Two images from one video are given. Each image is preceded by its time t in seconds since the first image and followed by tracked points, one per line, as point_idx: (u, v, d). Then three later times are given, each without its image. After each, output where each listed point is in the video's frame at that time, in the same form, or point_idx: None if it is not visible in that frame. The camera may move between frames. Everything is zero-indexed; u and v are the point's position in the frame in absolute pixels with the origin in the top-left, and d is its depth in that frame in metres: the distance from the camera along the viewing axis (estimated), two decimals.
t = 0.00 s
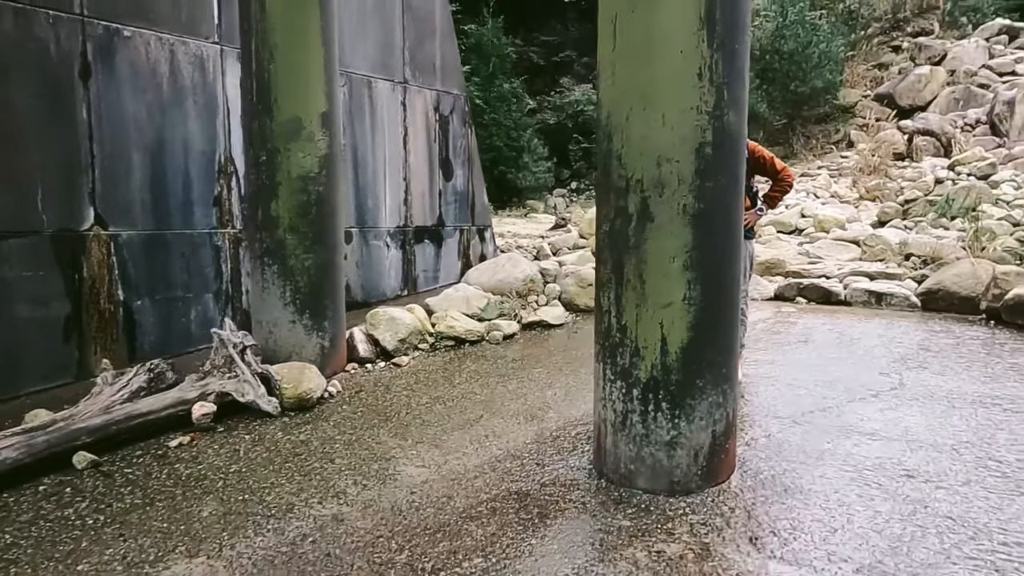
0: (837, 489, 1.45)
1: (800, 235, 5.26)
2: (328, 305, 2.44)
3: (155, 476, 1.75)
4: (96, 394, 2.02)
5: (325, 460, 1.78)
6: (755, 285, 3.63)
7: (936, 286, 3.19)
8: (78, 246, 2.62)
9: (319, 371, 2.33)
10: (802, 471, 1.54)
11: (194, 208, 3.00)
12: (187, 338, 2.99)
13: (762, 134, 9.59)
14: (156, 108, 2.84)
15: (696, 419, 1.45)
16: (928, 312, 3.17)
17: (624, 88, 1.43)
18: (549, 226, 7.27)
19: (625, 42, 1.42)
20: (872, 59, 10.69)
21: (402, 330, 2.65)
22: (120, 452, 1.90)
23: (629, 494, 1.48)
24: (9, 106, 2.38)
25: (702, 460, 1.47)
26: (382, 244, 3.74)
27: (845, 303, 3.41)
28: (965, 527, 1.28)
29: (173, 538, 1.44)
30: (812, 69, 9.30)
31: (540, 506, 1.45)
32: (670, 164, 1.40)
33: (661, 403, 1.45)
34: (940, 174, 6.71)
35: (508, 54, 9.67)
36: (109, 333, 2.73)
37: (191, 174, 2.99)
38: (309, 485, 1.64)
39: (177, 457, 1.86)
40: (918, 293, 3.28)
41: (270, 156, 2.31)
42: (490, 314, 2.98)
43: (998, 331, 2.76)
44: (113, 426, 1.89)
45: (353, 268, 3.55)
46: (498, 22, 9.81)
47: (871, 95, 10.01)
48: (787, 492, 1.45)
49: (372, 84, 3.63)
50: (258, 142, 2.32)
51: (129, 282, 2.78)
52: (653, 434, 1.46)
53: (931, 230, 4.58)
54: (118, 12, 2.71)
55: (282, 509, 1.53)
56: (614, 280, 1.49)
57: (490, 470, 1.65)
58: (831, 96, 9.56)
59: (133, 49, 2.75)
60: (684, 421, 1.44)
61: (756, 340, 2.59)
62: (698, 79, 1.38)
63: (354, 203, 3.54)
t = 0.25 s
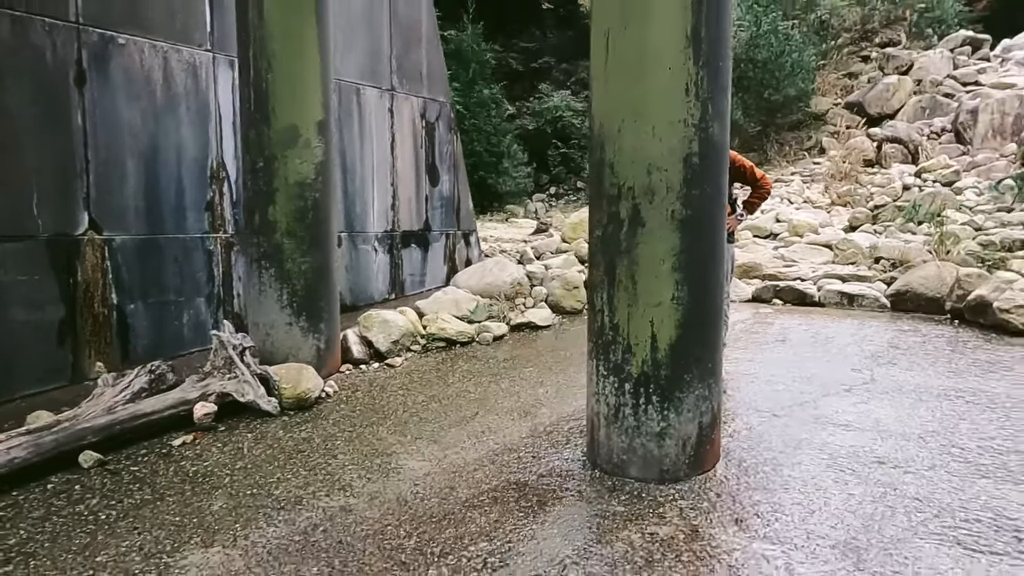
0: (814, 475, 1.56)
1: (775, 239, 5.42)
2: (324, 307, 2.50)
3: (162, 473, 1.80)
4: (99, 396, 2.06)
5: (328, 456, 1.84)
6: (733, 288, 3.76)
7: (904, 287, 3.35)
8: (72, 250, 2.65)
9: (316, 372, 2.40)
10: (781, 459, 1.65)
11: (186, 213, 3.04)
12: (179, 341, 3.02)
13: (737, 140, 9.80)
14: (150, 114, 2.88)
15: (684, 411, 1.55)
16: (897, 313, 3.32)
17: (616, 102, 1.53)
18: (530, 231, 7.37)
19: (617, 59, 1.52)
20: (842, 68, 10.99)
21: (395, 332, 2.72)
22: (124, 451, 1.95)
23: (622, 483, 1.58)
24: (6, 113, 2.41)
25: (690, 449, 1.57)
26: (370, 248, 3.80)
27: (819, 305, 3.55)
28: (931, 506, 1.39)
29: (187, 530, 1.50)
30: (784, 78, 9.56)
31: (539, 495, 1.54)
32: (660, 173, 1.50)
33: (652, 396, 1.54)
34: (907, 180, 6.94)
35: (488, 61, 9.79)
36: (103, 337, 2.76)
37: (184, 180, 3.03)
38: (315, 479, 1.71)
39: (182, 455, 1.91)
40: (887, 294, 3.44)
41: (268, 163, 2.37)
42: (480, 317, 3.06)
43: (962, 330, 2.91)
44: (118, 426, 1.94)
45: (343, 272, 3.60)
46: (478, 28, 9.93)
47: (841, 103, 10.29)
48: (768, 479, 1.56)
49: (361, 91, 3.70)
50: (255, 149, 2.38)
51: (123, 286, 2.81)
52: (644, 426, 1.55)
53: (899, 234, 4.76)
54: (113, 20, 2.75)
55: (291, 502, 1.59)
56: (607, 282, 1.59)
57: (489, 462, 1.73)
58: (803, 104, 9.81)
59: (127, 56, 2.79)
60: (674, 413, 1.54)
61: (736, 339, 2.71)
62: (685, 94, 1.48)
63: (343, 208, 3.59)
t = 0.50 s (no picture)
0: (783, 458, 1.67)
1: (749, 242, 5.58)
2: (312, 307, 2.56)
3: (160, 466, 1.85)
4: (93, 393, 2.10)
5: (322, 448, 1.91)
6: (708, 288, 3.89)
7: (870, 286, 3.50)
8: (61, 251, 2.68)
9: (306, 369, 2.46)
10: (752, 445, 1.75)
11: (173, 215, 3.08)
12: (166, 342, 3.06)
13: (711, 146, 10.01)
14: (137, 117, 2.91)
15: (662, 400, 1.64)
16: (863, 310, 3.47)
17: (597, 108, 1.63)
18: (510, 234, 7.47)
19: (598, 68, 1.62)
20: (813, 76, 11.28)
21: (381, 331, 2.79)
22: (119, 446, 1.99)
23: (604, 468, 1.67)
24: None
25: (668, 435, 1.66)
26: (354, 250, 3.85)
27: (790, 303, 3.69)
28: (888, 484, 1.51)
29: (189, 517, 1.56)
30: (758, 85, 9.81)
31: (526, 479, 1.62)
32: (639, 176, 1.60)
33: (632, 386, 1.64)
34: (875, 185, 7.17)
35: (467, 66, 9.90)
36: (91, 337, 2.79)
37: (171, 182, 3.07)
38: (310, 469, 1.78)
39: (177, 449, 1.96)
40: (854, 294, 3.59)
41: (258, 165, 2.44)
42: (464, 316, 3.14)
43: (923, 326, 3.06)
44: (113, 421, 1.99)
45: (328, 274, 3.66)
46: (457, 34, 10.04)
47: (812, 110, 10.56)
48: (740, 462, 1.66)
49: (345, 96, 3.76)
50: (245, 152, 2.44)
51: (110, 287, 2.84)
52: (624, 414, 1.65)
53: (866, 237, 4.94)
54: (102, 24, 2.78)
55: (288, 490, 1.66)
56: (590, 278, 1.68)
57: (477, 451, 1.82)
58: (775, 111, 10.07)
59: (115, 60, 2.83)
60: (652, 401, 1.64)
61: (710, 335, 2.82)
62: (662, 102, 1.58)
63: (328, 211, 3.64)
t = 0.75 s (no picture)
0: (756, 442, 1.79)
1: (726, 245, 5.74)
2: (305, 305, 2.64)
3: (162, 456, 1.92)
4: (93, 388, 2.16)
5: (319, 438, 2.00)
6: (686, 288, 4.02)
7: (841, 286, 3.65)
8: (56, 252, 2.72)
9: (300, 366, 2.53)
10: (728, 430, 1.87)
11: (166, 217, 3.14)
12: (159, 341, 3.11)
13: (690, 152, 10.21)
14: (131, 121, 2.97)
15: (644, 387, 1.75)
16: (835, 309, 3.61)
17: (582, 114, 1.74)
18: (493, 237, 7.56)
19: (583, 77, 1.73)
20: (789, 84, 11.54)
21: (372, 329, 2.87)
22: (121, 439, 2.06)
23: (589, 452, 1.77)
24: None
25: (649, 421, 1.77)
26: (342, 252, 3.92)
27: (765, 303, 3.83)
28: (852, 463, 1.63)
29: (195, 502, 1.63)
30: (735, 92, 10.03)
31: (516, 463, 1.72)
32: (621, 177, 1.71)
33: (615, 374, 1.74)
34: (848, 190, 7.38)
35: (450, 72, 10.01)
36: (85, 336, 2.84)
37: (163, 185, 3.12)
38: (309, 457, 1.86)
39: (178, 441, 2.03)
40: (826, 293, 3.73)
41: (253, 168, 2.51)
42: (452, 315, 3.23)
43: (890, 323, 3.21)
44: (115, 415, 2.05)
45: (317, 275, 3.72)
46: (439, 40, 10.15)
47: (788, 117, 10.81)
48: (717, 446, 1.77)
49: (333, 101, 3.83)
50: (241, 155, 2.52)
51: (104, 287, 2.89)
52: (608, 401, 1.75)
53: (839, 239, 5.11)
54: (97, 30, 2.84)
55: (289, 476, 1.74)
56: (575, 274, 1.79)
57: (469, 439, 1.91)
58: (752, 118, 10.29)
59: (110, 65, 2.89)
60: (635, 389, 1.74)
61: (689, 332, 2.94)
62: (642, 109, 1.70)
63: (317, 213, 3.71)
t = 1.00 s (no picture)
0: (742, 435, 1.89)
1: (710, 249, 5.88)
2: (305, 308, 2.71)
3: (172, 453, 1.99)
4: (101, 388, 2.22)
5: (324, 435, 2.07)
6: (672, 292, 4.14)
7: (820, 289, 3.78)
8: (58, 256, 2.77)
9: (300, 367, 2.60)
10: (715, 425, 1.97)
11: (165, 223, 3.20)
12: (158, 344, 3.17)
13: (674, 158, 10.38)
14: (131, 128, 3.03)
15: (636, 383, 1.85)
16: (815, 311, 3.75)
17: (577, 126, 1.84)
18: (480, 242, 7.66)
19: (578, 90, 1.83)
20: (769, 92, 11.78)
21: (369, 332, 2.95)
22: (130, 438, 2.12)
23: (585, 446, 1.87)
24: None
25: (641, 415, 1.87)
26: (336, 257, 3.98)
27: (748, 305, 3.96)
28: (831, 453, 1.74)
29: (209, 495, 1.71)
30: (717, 100, 10.23)
31: (515, 457, 1.81)
32: (614, 185, 1.81)
33: (609, 371, 1.84)
34: (827, 196, 7.57)
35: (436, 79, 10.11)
36: (86, 340, 2.88)
37: (162, 190, 3.18)
38: (316, 453, 1.94)
39: (186, 439, 2.10)
40: (806, 296, 3.87)
41: (255, 175, 2.59)
42: (446, 318, 3.32)
43: (867, 324, 3.34)
44: (125, 414, 2.12)
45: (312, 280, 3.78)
46: (425, 47, 10.25)
47: (769, 125, 11.03)
48: (705, 439, 1.88)
49: (328, 109, 3.90)
50: (243, 162, 2.59)
51: (105, 291, 2.94)
52: (602, 397, 1.85)
53: (819, 244, 5.26)
54: (98, 39, 2.90)
55: (298, 471, 1.82)
56: (571, 277, 1.88)
57: (469, 434, 2.00)
58: (734, 125, 10.49)
59: (111, 73, 2.95)
60: (627, 385, 1.84)
61: (676, 333, 3.05)
62: (634, 121, 1.80)
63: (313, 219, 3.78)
